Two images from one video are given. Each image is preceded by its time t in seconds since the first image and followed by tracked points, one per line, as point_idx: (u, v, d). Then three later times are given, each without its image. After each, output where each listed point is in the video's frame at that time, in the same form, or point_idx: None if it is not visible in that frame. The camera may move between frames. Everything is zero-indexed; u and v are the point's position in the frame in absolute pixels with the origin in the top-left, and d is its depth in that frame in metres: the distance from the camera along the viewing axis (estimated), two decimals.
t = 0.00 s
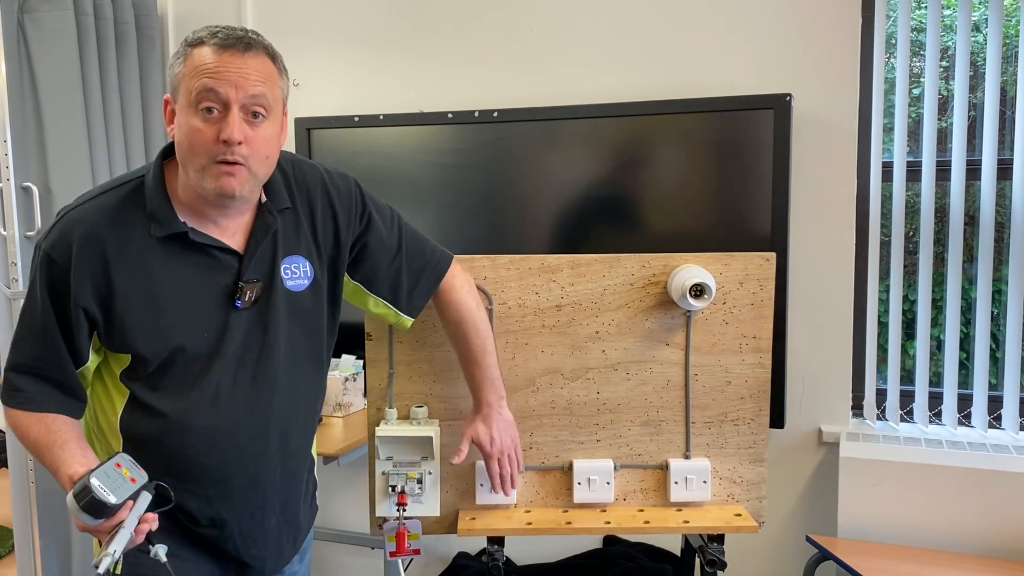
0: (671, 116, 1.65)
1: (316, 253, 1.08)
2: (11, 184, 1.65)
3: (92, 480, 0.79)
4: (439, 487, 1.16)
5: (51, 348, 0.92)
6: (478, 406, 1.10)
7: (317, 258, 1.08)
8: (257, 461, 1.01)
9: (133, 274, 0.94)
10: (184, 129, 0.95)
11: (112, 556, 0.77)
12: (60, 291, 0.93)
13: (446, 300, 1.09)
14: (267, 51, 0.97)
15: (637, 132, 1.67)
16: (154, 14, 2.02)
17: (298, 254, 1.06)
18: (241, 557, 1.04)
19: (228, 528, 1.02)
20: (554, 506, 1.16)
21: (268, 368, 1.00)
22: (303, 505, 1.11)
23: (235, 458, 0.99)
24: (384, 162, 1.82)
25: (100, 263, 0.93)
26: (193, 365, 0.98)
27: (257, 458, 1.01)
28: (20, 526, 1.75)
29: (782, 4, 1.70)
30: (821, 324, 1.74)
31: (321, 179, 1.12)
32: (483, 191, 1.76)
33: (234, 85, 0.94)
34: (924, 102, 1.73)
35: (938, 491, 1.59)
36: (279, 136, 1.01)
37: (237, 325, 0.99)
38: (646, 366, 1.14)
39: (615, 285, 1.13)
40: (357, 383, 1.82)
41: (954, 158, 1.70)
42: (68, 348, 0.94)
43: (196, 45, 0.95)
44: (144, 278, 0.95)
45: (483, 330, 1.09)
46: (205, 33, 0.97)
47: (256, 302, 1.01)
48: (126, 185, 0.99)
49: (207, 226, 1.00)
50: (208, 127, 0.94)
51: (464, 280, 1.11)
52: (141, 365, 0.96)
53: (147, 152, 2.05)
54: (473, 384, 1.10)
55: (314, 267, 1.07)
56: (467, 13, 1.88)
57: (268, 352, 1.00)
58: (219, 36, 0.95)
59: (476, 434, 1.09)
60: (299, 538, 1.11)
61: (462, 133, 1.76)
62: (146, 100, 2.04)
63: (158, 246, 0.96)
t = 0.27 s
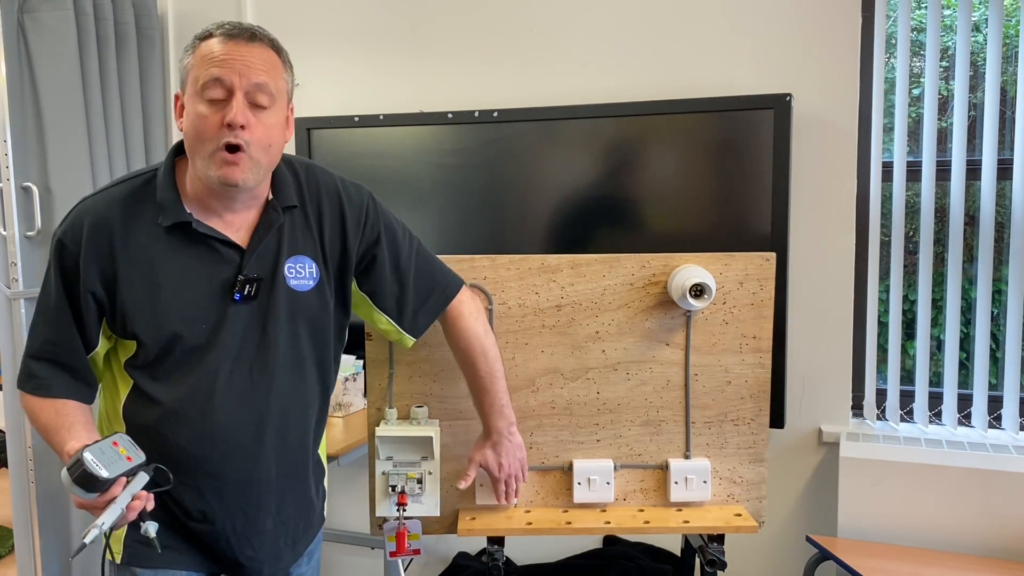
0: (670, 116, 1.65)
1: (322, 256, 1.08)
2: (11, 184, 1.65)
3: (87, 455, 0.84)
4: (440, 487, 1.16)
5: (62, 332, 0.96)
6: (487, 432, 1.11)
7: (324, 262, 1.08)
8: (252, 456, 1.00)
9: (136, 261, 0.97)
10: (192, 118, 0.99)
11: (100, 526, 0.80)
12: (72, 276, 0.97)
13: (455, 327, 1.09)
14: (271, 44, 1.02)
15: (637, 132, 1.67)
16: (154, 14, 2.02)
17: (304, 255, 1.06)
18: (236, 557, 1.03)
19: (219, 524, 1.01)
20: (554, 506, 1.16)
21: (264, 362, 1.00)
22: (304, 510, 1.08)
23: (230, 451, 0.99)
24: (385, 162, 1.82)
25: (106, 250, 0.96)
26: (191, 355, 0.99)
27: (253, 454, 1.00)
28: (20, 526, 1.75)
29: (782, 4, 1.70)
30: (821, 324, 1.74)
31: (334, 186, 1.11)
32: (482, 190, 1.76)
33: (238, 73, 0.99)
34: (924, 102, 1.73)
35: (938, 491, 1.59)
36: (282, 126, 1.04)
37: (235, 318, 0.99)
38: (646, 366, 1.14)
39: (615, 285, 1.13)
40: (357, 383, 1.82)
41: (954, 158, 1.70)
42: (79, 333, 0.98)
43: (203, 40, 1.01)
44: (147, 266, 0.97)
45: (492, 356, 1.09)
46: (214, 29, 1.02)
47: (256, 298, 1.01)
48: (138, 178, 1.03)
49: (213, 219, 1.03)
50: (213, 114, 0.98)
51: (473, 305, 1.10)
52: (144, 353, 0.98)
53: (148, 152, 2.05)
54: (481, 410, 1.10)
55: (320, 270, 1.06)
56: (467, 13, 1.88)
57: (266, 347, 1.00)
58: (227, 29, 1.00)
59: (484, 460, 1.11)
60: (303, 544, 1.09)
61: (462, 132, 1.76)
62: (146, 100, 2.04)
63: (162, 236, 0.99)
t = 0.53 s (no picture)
0: (670, 116, 1.65)
1: (326, 253, 1.08)
2: (11, 184, 1.65)
3: (85, 449, 0.85)
4: (440, 487, 1.16)
5: (70, 328, 0.98)
6: (486, 431, 1.11)
7: (329, 259, 1.08)
8: (257, 451, 1.00)
9: (141, 258, 0.98)
10: (196, 116, 0.99)
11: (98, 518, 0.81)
12: (79, 274, 0.99)
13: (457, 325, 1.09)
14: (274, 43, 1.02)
15: (637, 132, 1.67)
16: (154, 15, 2.02)
17: (309, 252, 1.06)
18: (243, 552, 1.02)
19: (226, 518, 1.01)
20: (554, 506, 1.16)
21: (268, 357, 1.00)
22: (314, 507, 1.08)
23: (235, 446, 0.99)
24: (385, 161, 1.82)
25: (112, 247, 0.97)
26: (196, 349, 0.99)
27: (258, 448, 1.00)
28: (20, 526, 1.74)
29: (782, 4, 1.70)
30: (821, 324, 1.74)
31: (339, 184, 1.11)
32: (482, 190, 1.76)
33: (243, 72, 0.99)
34: (924, 102, 1.73)
35: (938, 491, 1.59)
36: (286, 124, 1.05)
37: (239, 313, 1.00)
38: (646, 366, 1.14)
39: (615, 285, 1.13)
40: (357, 383, 1.82)
41: (954, 158, 1.70)
42: (87, 329, 1.00)
43: (207, 40, 1.01)
44: (152, 262, 0.98)
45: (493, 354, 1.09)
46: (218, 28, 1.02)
47: (261, 293, 1.01)
48: (145, 177, 1.04)
49: (219, 217, 1.03)
50: (218, 113, 0.98)
51: (476, 304, 1.10)
52: (150, 348, 0.99)
53: (148, 152, 2.05)
54: (481, 409, 1.10)
55: (325, 266, 1.06)
56: (467, 13, 1.88)
57: (270, 342, 1.00)
58: (231, 28, 1.01)
59: (483, 458, 1.11)
60: (312, 541, 1.08)
61: (462, 132, 1.76)
62: (146, 100, 2.04)
63: (166, 233, 0.99)
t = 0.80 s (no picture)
0: (670, 116, 1.65)
1: (328, 252, 1.08)
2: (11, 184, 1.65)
3: (97, 445, 0.85)
4: (440, 487, 1.16)
5: (75, 328, 0.98)
6: (485, 433, 1.11)
7: (330, 259, 1.08)
8: (260, 450, 1.00)
9: (145, 257, 0.98)
10: (202, 116, 0.99)
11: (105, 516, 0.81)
12: (83, 273, 0.99)
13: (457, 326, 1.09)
14: (281, 44, 1.03)
15: (637, 132, 1.67)
16: (154, 15, 2.02)
17: (311, 252, 1.06)
18: (246, 549, 1.02)
19: (229, 517, 1.01)
20: (554, 506, 1.16)
21: (271, 356, 1.00)
22: (316, 506, 1.08)
23: (238, 445, 0.99)
24: (385, 161, 1.82)
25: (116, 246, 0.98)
26: (199, 348, 0.99)
27: (260, 447, 1.00)
28: (20, 526, 1.74)
29: (782, 4, 1.70)
30: (821, 324, 1.74)
31: (340, 184, 1.11)
32: (483, 190, 1.76)
33: (250, 73, 0.99)
34: (924, 102, 1.73)
35: (938, 491, 1.59)
36: (291, 124, 1.05)
37: (242, 312, 1.00)
38: (646, 366, 1.14)
39: (615, 285, 1.13)
40: (357, 383, 1.82)
41: (954, 158, 1.70)
42: (92, 328, 1.00)
43: (214, 40, 1.01)
44: (155, 262, 0.98)
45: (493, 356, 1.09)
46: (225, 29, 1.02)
47: (263, 293, 1.01)
48: (149, 177, 1.04)
49: (222, 216, 1.04)
50: (225, 113, 0.98)
51: (476, 304, 1.10)
52: (153, 347, 0.99)
53: (148, 151, 2.05)
54: (481, 410, 1.10)
55: (326, 266, 1.06)
56: (467, 13, 1.88)
57: (272, 341, 1.00)
58: (238, 29, 1.01)
59: (481, 459, 1.11)
60: (314, 541, 1.08)
61: (462, 132, 1.76)
62: (147, 100, 2.04)
63: (169, 233, 0.99)
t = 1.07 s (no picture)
0: (670, 116, 1.65)
1: (328, 252, 1.08)
2: (11, 184, 1.65)
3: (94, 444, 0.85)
4: (440, 487, 1.16)
5: (75, 327, 0.98)
6: (485, 434, 1.11)
7: (330, 259, 1.08)
8: (261, 450, 1.00)
9: (146, 257, 0.98)
10: (203, 116, 0.99)
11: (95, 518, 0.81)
12: (83, 273, 0.99)
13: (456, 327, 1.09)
14: (282, 45, 1.03)
15: (637, 132, 1.67)
16: (154, 15, 2.02)
17: (311, 252, 1.06)
18: (245, 549, 1.02)
19: (229, 517, 1.01)
20: (554, 506, 1.16)
21: (270, 356, 1.00)
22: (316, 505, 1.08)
23: (238, 445, 0.99)
24: (385, 161, 1.82)
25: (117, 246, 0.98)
26: (199, 348, 0.99)
27: (260, 447, 1.00)
28: (20, 526, 1.74)
29: (782, 4, 1.70)
30: (821, 324, 1.74)
31: (340, 185, 1.11)
32: (483, 190, 1.76)
33: (251, 74, 0.99)
34: (925, 102, 1.73)
35: (938, 491, 1.59)
36: (292, 125, 1.05)
37: (242, 312, 1.00)
38: (646, 366, 1.14)
39: (615, 285, 1.13)
40: (357, 383, 1.82)
41: (954, 158, 1.70)
42: (92, 327, 1.00)
43: (215, 40, 1.01)
44: (156, 262, 0.98)
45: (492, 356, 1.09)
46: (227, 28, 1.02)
47: (263, 293, 1.01)
48: (149, 176, 1.04)
49: (222, 216, 1.04)
50: (226, 113, 0.98)
51: (476, 305, 1.10)
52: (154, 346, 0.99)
53: (148, 152, 2.05)
54: (481, 411, 1.10)
55: (326, 266, 1.06)
56: (467, 13, 1.88)
57: (273, 341, 1.00)
58: (239, 29, 1.01)
59: (481, 460, 1.11)
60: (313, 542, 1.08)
61: (462, 132, 1.76)
62: (147, 100, 2.04)
63: (169, 233, 0.99)
